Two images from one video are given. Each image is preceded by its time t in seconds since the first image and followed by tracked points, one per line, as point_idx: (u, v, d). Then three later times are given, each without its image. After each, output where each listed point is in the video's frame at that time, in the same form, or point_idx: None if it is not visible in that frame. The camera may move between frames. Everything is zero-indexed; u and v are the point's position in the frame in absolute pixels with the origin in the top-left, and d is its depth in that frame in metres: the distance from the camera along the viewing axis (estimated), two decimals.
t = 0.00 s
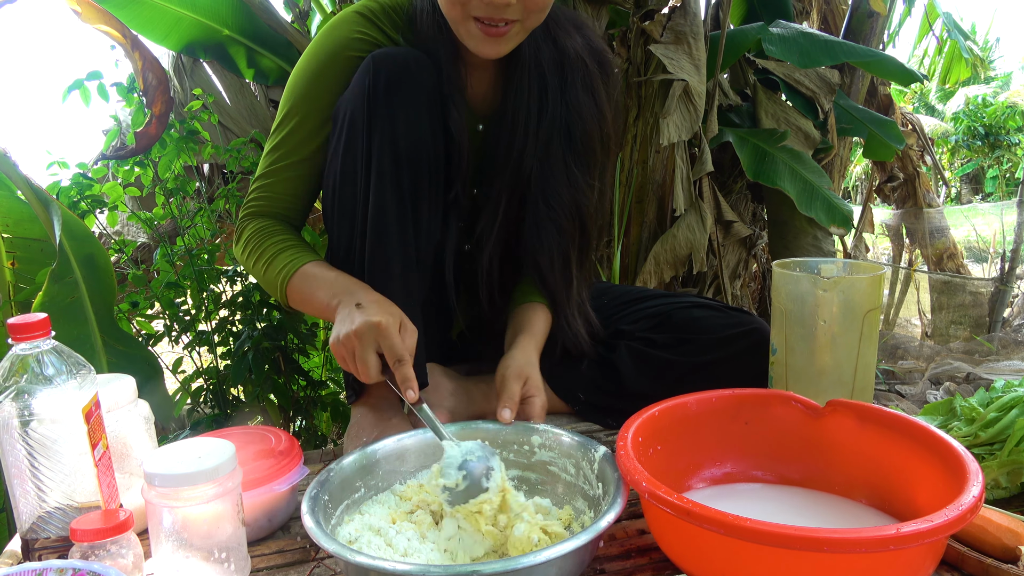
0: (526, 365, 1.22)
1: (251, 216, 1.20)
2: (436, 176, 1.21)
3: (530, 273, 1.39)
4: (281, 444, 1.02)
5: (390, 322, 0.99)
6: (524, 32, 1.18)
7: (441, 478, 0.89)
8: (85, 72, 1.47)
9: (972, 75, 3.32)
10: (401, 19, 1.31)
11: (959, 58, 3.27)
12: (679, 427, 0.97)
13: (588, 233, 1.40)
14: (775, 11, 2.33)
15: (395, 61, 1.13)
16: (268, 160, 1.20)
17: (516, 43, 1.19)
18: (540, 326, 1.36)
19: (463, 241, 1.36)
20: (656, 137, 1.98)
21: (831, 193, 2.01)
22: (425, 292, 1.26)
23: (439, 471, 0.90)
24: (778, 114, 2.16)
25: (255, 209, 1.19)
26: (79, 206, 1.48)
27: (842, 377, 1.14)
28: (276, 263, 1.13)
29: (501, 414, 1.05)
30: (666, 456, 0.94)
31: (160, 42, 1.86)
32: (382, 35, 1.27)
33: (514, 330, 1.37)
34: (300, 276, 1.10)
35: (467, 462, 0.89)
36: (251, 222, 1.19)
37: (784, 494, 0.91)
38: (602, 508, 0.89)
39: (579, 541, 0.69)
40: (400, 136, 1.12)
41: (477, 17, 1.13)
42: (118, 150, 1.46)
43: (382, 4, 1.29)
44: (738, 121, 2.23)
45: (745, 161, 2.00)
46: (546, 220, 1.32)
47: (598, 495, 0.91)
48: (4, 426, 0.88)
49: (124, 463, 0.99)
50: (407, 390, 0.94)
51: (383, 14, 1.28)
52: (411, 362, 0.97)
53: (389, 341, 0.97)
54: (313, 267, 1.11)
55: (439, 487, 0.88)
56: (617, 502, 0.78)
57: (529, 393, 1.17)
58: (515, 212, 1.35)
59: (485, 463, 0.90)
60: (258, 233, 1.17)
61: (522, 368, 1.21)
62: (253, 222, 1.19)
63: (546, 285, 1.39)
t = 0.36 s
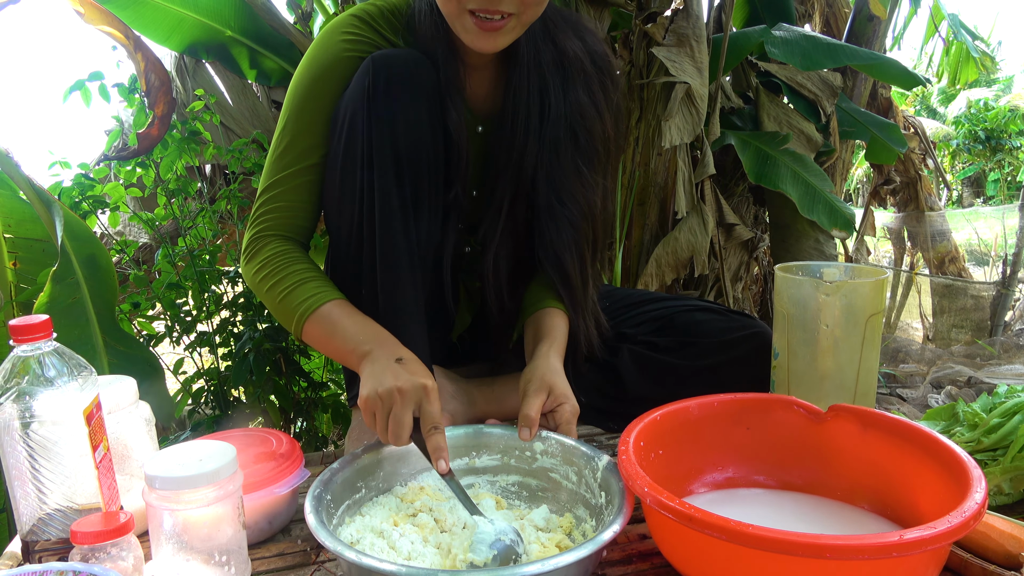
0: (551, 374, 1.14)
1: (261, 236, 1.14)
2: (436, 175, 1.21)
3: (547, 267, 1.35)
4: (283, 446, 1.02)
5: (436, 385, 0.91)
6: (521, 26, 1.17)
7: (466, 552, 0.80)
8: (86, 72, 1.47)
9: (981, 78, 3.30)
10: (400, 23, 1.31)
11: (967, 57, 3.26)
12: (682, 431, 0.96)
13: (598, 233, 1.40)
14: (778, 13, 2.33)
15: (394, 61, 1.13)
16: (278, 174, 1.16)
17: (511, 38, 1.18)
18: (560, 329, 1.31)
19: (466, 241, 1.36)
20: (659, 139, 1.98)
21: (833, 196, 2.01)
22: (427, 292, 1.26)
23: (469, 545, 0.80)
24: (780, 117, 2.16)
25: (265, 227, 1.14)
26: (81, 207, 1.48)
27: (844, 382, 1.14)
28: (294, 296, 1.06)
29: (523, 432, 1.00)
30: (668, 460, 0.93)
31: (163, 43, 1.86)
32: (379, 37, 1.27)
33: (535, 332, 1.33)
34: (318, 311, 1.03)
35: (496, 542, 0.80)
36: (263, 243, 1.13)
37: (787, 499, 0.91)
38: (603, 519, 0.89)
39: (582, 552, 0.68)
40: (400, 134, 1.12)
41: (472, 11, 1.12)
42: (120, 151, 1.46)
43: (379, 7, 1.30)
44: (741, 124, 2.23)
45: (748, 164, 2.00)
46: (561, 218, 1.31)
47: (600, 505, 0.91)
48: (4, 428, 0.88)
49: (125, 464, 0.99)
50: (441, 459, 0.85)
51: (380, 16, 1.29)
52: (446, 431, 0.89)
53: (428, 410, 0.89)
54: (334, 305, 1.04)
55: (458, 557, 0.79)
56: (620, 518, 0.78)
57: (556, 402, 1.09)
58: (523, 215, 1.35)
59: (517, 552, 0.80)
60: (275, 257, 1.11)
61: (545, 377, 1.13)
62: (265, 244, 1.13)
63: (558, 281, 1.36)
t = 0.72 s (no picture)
0: (554, 380, 1.14)
1: (239, 208, 1.09)
2: (441, 177, 1.20)
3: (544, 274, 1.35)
4: (286, 446, 1.02)
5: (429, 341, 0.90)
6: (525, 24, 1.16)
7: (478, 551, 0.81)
8: (93, 71, 1.48)
9: (985, 85, 3.33)
10: (405, 24, 1.31)
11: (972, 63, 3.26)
12: (686, 435, 0.96)
13: (596, 242, 1.41)
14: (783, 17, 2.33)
15: (400, 63, 1.13)
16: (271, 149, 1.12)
17: (516, 37, 1.17)
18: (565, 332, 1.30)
19: (468, 243, 1.35)
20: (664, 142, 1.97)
21: (838, 200, 2.01)
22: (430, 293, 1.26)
23: (479, 521, 0.85)
24: (785, 120, 2.17)
25: (246, 201, 1.10)
26: (87, 205, 1.48)
27: (849, 387, 1.13)
28: (264, 261, 1.02)
29: (523, 433, 1.00)
30: (672, 464, 0.93)
31: (169, 42, 1.86)
32: (384, 39, 1.27)
33: (541, 334, 1.32)
34: (291, 273, 1.00)
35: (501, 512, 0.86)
36: (239, 215, 1.09)
37: (792, 504, 0.91)
38: (593, 511, 0.90)
39: (577, 551, 0.68)
40: (406, 135, 1.12)
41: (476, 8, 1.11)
42: (126, 150, 1.46)
43: (384, 11, 1.30)
44: (745, 127, 2.22)
45: (752, 167, 2.00)
46: (557, 226, 1.31)
47: (589, 498, 0.92)
48: (9, 427, 0.88)
49: (130, 463, 0.99)
50: (442, 425, 0.87)
51: (384, 19, 1.29)
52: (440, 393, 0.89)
53: (421, 366, 0.88)
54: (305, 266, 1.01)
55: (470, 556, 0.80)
56: (615, 513, 0.77)
57: (558, 409, 1.10)
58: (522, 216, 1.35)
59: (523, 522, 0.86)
60: (247, 226, 1.07)
61: (549, 384, 1.13)
62: (243, 216, 1.09)
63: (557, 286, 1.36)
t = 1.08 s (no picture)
0: (570, 384, 1.13)
1: (225, 176, 1.01)
2: (446, 178, 1.20)
3: (560, 274, 1.34)
4: (292, 446, 1.02)
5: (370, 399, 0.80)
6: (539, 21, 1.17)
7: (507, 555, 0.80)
8: (99, 71, 1.48)
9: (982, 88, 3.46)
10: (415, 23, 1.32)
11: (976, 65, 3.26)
12: (692, 436, 0.96)
13: (609, 244, 1.39)
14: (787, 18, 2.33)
15: (407, 63, 1.13)
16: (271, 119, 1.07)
17: (525, 34, 1.18)
18: (576, 339, 1.29)
19: (475, 244, 1.35)
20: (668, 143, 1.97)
21: (842, 201, 2.00)
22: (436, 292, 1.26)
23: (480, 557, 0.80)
24: (789, 123, 2.15)
25: (236, 168, 1.02)
26: (92, 205, 1.49)
27: (854, 389, 1.13)
28: (240, 245, 0.93)
29: (533, 441, 0.98)
30: (677, 465, 0.93)
31: (174, 43, 1.87)
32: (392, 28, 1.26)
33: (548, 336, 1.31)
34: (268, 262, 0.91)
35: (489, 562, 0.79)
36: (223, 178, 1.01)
37: (798, 506, 0.91)
38: (597, 511, 0.91)
39: (583, 556, 0.67)
40: (411, 137, 1.12)
41: (486, 7, 1.12)
42: (132, 151, 1.46)
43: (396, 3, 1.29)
44: (750, 128, 2.22)
45: (756, 168, 2.00)
46: (570, 225, 1.30)
47: (592, 497, 0.93)
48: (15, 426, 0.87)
49: (136, 463, 0.99)
50: (376, 489, 0.76)
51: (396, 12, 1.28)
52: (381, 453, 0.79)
53: (359, 425, 0.79)
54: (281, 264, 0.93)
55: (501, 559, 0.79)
56: (624, 520, 0.77)
57: (571, 413, 1.10)
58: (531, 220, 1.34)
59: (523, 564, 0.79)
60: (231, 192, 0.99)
61: (563, 388, 1.11)
62: (227, 184, 1.00)
63: (575, 291, 1.34)
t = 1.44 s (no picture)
0: (535, 378, 1.15)
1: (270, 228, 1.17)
2: (452, 181, 1.20)
3: (541, 278, 1.35)
4: (296, 448, 1.02)
5: (412, 372, 0.91)
6: (545, 31, 1.17)
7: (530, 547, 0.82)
8: (104, 74, 1.49)
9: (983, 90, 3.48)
10: (421, 26, 1.32)
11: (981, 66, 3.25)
12: (696, 438, 0.96)
13: (596, 247, 1.41)
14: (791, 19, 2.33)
15: (415, 67, 1.13)
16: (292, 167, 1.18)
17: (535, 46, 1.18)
18: (547, 337, 1.31)
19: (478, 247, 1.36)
20: (672, 145, 1.97)
21: (846, 203, 2.00)
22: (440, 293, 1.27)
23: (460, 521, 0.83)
24: (795, 123, 2.16)
25: (275, 219, 1.17)
26: (97, 207, 1.49)
27: (859, 392, 1.13)
28: (300, 280, 1.09)
29: (506, 437, 0.98)
30: (682, 468, 0.93)
31: (179, 46, 1.87)
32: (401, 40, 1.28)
33: (519, 335, 1.32)
34: (327, 288, 1.06)
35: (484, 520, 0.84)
36: (272, 232, 1.16)
37: (803, 509, 0.90)
38: (584, 499, 0.95)
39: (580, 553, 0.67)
40: (419, 139, 1.12)
41: (495, 12, 1.12)
42: (138, 153, 1.47)
43: (402, 11, 1.31)
44: (754, 130, 2.22)
45: (761, 170, 1.99)
46: (561, 233, 1.32)
47: (574, 486, 0.97)
48: (21, 428, 0.87)
49: (141, 465, 0.99)
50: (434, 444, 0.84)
51: (403, 20, 1.30)
52: (436, 412, 0.87)
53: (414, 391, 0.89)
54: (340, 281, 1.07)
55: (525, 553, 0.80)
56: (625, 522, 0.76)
57: (540, 407, 1.12)
58: (527, 223, 1.35)
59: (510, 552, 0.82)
60: (281, 242, 1.14)
61: (531, 381, 1.13)
62: (272, 234, 1.16)
63: (550, 292, 1.36)
